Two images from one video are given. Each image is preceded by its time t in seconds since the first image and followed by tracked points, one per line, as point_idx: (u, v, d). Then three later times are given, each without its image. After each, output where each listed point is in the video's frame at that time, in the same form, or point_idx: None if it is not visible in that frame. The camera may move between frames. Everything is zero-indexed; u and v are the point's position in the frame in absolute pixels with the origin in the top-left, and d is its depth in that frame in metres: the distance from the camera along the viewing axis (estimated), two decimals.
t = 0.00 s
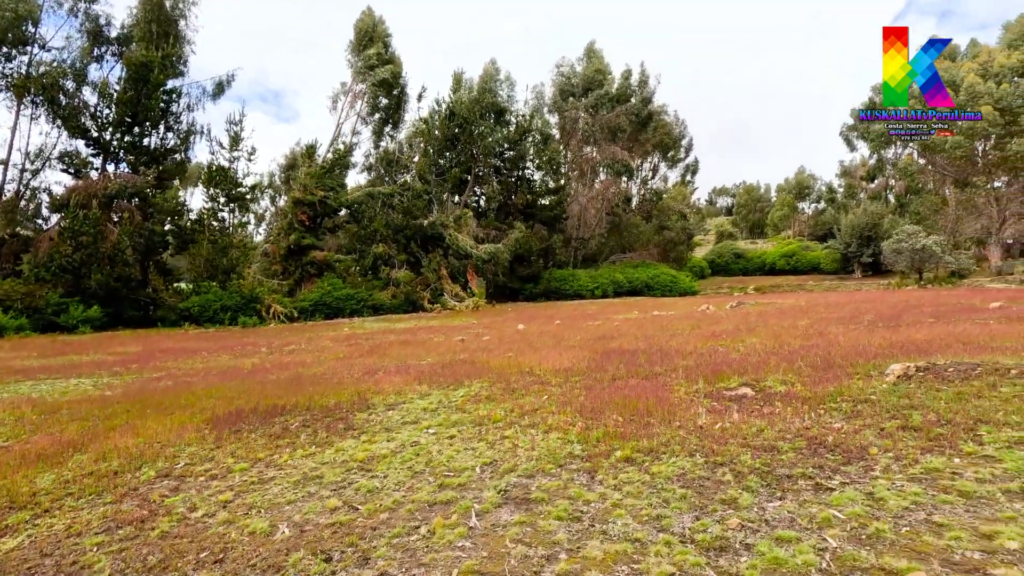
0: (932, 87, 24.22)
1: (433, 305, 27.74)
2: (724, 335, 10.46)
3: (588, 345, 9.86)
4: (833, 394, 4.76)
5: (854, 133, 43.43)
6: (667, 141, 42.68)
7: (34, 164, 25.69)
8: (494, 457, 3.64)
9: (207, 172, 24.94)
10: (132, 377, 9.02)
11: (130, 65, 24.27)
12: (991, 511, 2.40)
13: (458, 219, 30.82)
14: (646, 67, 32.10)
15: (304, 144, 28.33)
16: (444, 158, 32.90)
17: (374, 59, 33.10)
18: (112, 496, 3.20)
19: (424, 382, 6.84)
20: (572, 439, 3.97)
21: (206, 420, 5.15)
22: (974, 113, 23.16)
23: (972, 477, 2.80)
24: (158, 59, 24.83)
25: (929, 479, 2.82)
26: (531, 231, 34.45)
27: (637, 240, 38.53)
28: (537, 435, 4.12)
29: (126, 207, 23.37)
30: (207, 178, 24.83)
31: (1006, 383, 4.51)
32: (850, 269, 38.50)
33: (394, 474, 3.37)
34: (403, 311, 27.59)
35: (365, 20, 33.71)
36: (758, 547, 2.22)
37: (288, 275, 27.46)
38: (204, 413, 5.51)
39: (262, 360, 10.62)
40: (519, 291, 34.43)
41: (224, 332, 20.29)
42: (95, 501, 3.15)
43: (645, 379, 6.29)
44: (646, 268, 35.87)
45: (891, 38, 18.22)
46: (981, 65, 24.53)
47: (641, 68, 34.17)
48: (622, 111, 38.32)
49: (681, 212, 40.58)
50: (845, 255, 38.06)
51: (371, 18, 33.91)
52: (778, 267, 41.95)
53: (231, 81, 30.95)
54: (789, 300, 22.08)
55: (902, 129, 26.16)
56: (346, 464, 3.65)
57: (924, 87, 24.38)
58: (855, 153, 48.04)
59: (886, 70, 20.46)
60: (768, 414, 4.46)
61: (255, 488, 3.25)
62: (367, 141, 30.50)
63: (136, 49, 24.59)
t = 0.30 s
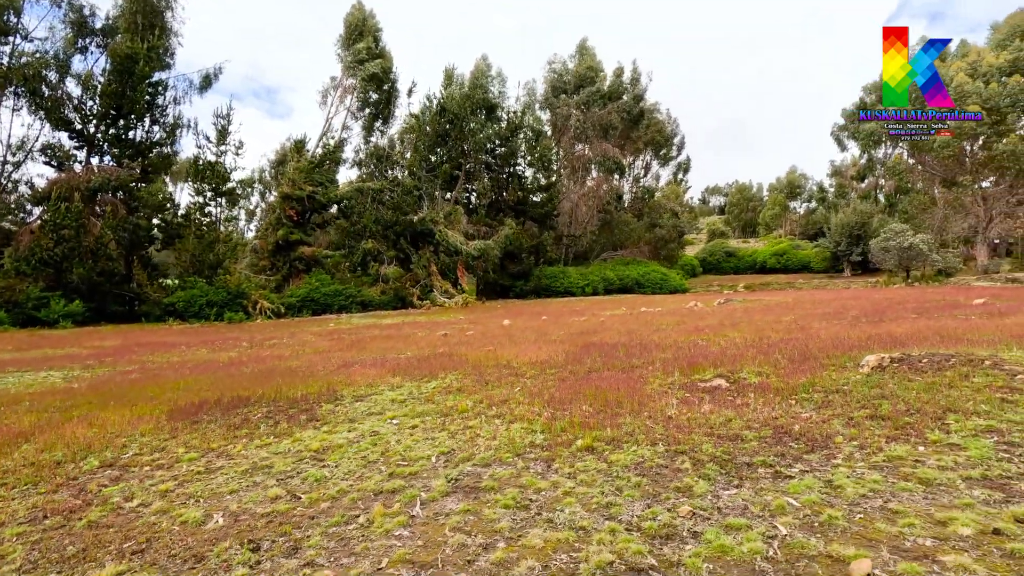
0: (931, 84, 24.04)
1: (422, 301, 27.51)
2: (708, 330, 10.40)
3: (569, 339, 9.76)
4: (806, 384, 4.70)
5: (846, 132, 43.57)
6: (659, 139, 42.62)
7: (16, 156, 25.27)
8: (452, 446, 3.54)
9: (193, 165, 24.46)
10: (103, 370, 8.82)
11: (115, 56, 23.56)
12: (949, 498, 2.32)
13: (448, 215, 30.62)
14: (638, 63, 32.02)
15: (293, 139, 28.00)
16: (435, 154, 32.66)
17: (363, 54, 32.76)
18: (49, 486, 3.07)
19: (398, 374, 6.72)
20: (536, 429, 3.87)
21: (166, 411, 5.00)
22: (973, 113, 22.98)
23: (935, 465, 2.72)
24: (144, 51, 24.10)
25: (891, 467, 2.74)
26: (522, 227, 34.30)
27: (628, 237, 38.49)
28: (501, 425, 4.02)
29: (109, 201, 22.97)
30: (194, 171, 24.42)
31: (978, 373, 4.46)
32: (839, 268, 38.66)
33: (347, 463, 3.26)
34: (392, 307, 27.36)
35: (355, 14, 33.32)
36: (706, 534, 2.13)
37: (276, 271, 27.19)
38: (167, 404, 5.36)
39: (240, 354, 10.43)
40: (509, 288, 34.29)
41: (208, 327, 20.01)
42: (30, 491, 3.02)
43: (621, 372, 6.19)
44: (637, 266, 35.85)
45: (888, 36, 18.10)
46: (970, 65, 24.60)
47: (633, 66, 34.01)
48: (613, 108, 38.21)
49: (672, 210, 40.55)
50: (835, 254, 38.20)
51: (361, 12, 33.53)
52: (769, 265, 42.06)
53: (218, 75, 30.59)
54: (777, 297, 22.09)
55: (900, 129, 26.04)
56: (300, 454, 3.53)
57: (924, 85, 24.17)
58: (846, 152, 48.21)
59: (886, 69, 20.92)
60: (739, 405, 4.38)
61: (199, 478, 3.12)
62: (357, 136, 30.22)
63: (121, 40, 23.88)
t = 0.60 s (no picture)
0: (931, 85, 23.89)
1: (412, 301, 27.34)
2: (690, 333, 10.35)
3: (550, 342, 9.69)
4: (778, 392, 4.65)
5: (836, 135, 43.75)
6: (651, 140, 42.62)
7: None
8: (409, 459, 3.45)
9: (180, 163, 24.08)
10: (76, 373, 8.64)
11: (99, 52, 22.96)
12: (902, 518, 2.26)
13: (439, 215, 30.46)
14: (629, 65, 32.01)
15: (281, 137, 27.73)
16: (426, 153, 32.47)
17: (353, 52, 32.50)
18: None
19: (371, 379, 6.61)
20: (498, 440, 3.78)
21: (127, 418, 4.88)
22: (974, 113, 23.19)
23: (892, 481, 2.67)
24: (130, 46, 23.61)
25: (847, 483, 2.68)
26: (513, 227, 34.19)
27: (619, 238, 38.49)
28: (463, 436, 3.93)
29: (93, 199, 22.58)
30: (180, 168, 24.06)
31: (948, 382, 4.42)
32: (829, 269, 38.82)
33: (297, 477, 3.16)
34: (381, 307, 27.19)
35: (345, 12, 33.03)
36: (647, 558, 2.06)
37: (264, 270, 26.94)
38: (129, 411, 5.23)
39: (219, 357, 10.27)
40: (500, 288, 34.17)
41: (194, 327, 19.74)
42: None
43: (598, 377, 6.13)
44: (628, 267, 35.85)
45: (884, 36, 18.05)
46: (958, 69, 24.74)
47: (624, 67, 33.94)
48: (604, 109, 38.16)
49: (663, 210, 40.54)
50: (824, 256, 38.38)
51: (352, 10, 33.24)
52: (760, 266, 42.18)
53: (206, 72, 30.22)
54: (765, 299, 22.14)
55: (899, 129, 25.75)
56: (250, 466, 3.42)
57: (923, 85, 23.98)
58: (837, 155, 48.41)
59: (887, 70, 21.13)
60: (707, 414, 4.34)
61: (141, 494, 3.01)
62: (347, 135, 29.99)
63: (106, 36, 23.36)
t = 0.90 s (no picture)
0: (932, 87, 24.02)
1: (400, 301, 27.20)
2: (670, 334, 10.39)
3: (530, 342, 9.68)
4: (744, 393, 4.68)
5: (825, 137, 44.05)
6: (641, 141, 42.69)
7: None
8: (366, 459, 3.43)
9: (166, 160, 23.72)
10: (49, 373, 8.50)
11: (84, 48, 22.33)
12: (839, 519, 2.28)
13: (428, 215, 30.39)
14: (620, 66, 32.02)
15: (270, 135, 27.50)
16: (415, 153, 32.30)
17: (343, 51, 32.27)
18: None
19: (346, 379, 6.57)
20: (459, 441, 3.77)
21: (91, 418, 4.82)
22: (974, 113, 22.98)
23: (837, 482, 2.69)
24: (116, 42, 22.99)
25: (793, 484, 2.69)
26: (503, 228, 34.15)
27: (608, 238, 38.61)
28: (426, 436, 3.91)
29: (76, 196, 22.40)
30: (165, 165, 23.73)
31: (910, 383, 4.45)
32: (816, 271, 39.14)
33: (250, 477, 3.13)
34: (370, 306, 27.05)
35: (335, 10, 32.78)
36: (581, 559, 2.06)
37: (251, 269, 26.72)
38: (95, 410, 5.17)
39: (198, 356, 10.15)
40: (489, 288, 34.12)
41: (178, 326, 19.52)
42: None
43: (572, 378, 6.13)
44: (617, 267, 35.96)
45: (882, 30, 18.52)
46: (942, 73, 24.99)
47: (615, 67, 33.92)
48: (595, 110, 38.16)
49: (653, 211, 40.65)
50: (812, 257, 38.66)
51: (342, 8, 32.98)
52: (749, 268, 42.42)
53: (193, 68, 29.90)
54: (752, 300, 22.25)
55: (899, 130, 25.18)
56: (206, 467, 3.39)
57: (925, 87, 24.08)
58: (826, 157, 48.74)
59: (887, 69, 21.98)
60: (673, 414, 4.35)
61: (91, 495, 2.97)
62: (336, 134, 29.76)
63: (91, 31, 22.65)
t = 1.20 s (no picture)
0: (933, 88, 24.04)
1: (389, 299, 27.09)
2: (649, 333, 10.43)
3: (508, 342, 9.70)
4: (704, 394, 4.74)
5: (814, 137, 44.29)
6: (632, 140, 42.73)
7: None
8: (319, 461, 3.44)
9: (152, 157, 23.33)
10: (22, 373, 8.39)
11: (68, 43, 21.65)
12: (765, 519, 2.33)
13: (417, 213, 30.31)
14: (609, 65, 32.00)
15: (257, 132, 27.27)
16: (405, 151, 32.13)
17: (331, 47, 32.02)
18: None
19: (318, 380, 6.56)
20: (416, 442, 3.79)
21: (54, 420, 4.78)
22: (974, 114, 23.20)
23: (772, 482, 2.75)
24: (100, 37, 22.11)
25: (731, 484, 2.75)
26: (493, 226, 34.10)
27: (598, 237, 38.70)
28: (384, 438, 3.93)
29: (60, 193, 21.79)
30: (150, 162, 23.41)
31: (864, 384, 4.53)
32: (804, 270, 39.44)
33: (200, 480, 3.14)
34: (358, 305, 26.93)
35: (323, 6, 32.50)
36: (508, 561, 2.09)
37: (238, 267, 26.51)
38: (59, 412, 5.12)
39: (177, 356, 10.06)
40: (479, 287, 34.08)
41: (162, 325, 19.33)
42: None
43: (544, 378, 6.17)
44: (606, 266, 36.07)
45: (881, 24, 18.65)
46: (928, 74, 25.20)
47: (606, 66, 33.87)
48: (585, 108, 38.12)
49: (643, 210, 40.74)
50: (800, 256, 38.92)
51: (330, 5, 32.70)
52: (739, 266, 42.65)
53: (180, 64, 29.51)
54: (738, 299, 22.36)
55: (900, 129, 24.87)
56: (159, 469, 3.39)
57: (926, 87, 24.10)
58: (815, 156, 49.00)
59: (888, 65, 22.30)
60: (634, 415, 4.40)
61: (37, 499, 2.97)
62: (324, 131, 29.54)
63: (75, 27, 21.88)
